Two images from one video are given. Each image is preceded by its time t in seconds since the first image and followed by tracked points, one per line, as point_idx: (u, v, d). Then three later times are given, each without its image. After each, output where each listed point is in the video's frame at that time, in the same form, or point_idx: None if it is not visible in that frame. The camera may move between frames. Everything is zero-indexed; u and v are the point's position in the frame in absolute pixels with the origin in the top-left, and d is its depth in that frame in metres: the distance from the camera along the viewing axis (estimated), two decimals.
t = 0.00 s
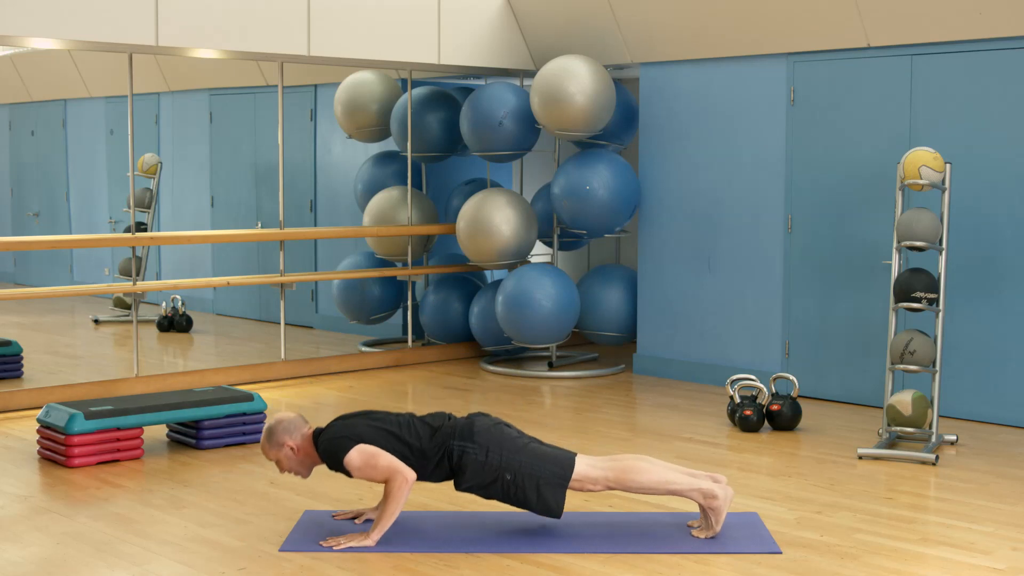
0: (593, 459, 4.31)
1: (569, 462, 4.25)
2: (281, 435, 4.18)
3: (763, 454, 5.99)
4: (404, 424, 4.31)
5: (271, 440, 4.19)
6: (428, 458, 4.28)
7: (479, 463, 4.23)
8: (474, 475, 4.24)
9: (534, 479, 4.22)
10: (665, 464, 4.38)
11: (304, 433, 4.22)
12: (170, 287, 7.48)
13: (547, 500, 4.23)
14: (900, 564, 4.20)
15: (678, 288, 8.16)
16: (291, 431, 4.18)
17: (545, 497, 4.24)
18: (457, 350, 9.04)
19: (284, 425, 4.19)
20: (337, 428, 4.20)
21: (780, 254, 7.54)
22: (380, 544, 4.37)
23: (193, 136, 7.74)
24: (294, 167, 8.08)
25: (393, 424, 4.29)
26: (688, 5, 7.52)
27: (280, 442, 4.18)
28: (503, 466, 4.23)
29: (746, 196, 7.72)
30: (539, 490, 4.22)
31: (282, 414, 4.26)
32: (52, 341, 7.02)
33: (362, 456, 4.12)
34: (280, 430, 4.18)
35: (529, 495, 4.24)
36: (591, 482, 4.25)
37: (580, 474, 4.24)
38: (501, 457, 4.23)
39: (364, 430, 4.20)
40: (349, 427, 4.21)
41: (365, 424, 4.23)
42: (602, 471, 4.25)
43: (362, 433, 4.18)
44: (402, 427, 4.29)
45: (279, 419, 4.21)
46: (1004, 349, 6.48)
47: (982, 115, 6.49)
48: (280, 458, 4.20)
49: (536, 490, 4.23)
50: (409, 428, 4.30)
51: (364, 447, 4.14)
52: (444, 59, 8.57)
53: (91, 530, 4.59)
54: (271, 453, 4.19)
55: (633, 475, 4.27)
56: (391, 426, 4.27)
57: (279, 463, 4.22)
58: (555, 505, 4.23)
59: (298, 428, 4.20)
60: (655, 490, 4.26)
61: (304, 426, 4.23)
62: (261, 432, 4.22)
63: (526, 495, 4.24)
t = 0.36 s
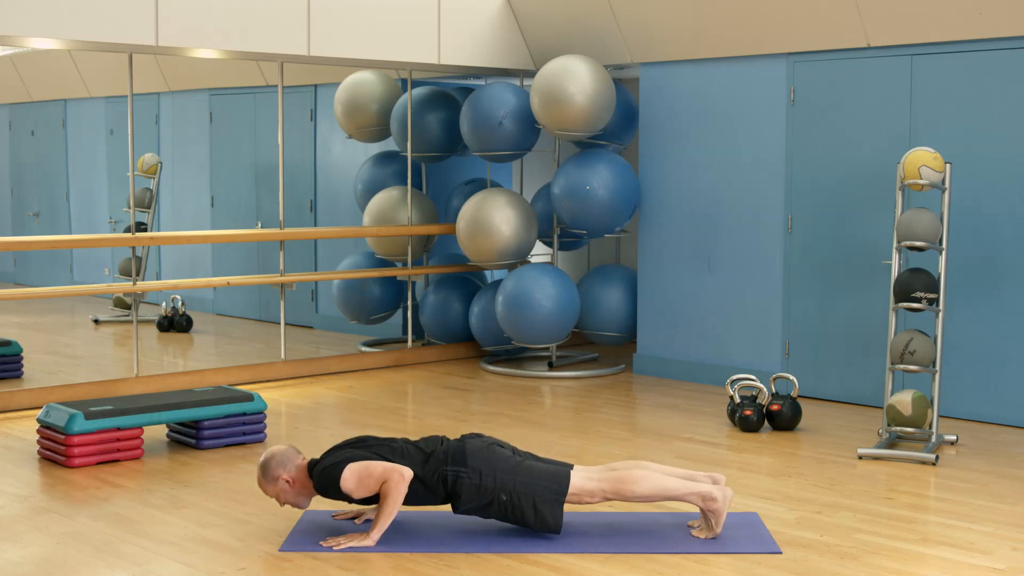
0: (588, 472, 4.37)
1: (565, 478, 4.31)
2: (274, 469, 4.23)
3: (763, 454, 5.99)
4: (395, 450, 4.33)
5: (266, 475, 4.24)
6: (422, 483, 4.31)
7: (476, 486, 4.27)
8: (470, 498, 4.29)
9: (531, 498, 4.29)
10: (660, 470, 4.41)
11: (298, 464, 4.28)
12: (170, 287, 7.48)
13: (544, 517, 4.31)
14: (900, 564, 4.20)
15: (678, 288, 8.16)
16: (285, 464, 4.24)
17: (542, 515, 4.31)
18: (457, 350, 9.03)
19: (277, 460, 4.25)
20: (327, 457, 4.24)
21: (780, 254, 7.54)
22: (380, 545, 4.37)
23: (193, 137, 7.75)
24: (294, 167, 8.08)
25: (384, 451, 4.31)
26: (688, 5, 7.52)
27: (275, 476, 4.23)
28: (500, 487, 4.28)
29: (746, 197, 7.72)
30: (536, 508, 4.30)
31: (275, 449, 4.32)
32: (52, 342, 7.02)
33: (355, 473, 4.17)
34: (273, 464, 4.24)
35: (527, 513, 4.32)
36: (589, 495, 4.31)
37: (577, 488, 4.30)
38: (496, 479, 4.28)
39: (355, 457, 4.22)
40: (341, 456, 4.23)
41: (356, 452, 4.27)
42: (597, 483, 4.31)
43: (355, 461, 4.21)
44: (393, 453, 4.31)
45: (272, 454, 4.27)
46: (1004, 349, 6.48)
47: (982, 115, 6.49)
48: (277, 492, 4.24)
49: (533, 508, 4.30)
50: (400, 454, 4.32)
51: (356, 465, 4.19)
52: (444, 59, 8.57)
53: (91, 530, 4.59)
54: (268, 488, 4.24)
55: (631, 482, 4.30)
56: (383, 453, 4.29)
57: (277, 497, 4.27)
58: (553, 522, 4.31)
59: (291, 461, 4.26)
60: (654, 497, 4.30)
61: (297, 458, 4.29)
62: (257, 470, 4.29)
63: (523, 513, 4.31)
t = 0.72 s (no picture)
0: (588, 475, 4.37)
1: (562, 480, 4.30)
2: (274, 482, 4.27)
3: (763, 454, 5.99)
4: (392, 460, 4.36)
5: (266, 488, 4.27)
6: (421, 494, 4.33)
7: (473, 493, 4.28)
8: (469, 504, 4.29)
9: (529, 501, 4.29)
10: (659, 471, 4.42)
11: (297, 476, 4.31)
12: (170, 287, 7.48)
13: (544, 522, 4.30)
14: (900, 564, 4.20)
15: (678, 288, 8.16)
16: (283, 477, 4.28)
17: (542, 519, 4.30)
18: (457, 350, 9.04)
19: (275, 474, 4.28)
20: (326, 470, 4.31)
21: (780, 254, 7.54)
22: (380, 544, 4.37)
23: (194, 137, 7.75)
24: (294, 167, 8.08)
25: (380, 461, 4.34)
26: (688, 5, 7.52)
27: (275, 490, 4.26)
28: (497, 492, 4.28)
29: (746, 196, 7.72)
30: (535, 513, 4.29)
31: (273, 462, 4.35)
32: (52, 342, 7.02)
33: (353, 480, 4.22)
34: (273, 476, 4.27)
35: (527, 518, 4.31)
36: (590, 497, 4.31)
37: (576, 491, 4.30)
38: (493, 485, 4.28)
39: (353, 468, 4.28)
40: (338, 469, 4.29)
41: (353, 464, 4.32)
42: (598, 485, 4.31)
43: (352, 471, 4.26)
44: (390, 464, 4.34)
45: (270, 468, 4.31)
46: (1004, 349, 6.48)
47: (982, 116, 6.49)
48: (278, 505, 4.27)
49: (532, 512, 4.30)
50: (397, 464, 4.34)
51: (354, 472, 4.25)
52: (444, 59, 8.57)
53: (91, 530, 4.59)
54: (268, 502, 4.27)
55: (631, 483, 4.30)
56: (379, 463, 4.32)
57: (278, 510, 4.29)
58: (553, 525, 4.29)
59: (289, 474, 4.29)
60: (655, 499, 4.30)
61: (295, 471, 4.33)
62: (256, 486, 4.31)
63: (523, 518, 4.31)
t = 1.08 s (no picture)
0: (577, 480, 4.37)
1: (551, 490, 4.31)
2: (265, 470, 4.30)
3: (763, 454, 5.99)
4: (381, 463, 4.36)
5: (256, 475, 4.30)
6: (410, 507, 4.32)
7: (462, 505, 4.31)
8: (457, 515, 4.32)
9: (519, 512, 4.32)
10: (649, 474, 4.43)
11: (290, 471, 4.33)
12: (170, 287, 7.48)
13: (533, 530, 4.35)
14: (900, 564, 4.20)
15: (678, 288, 8.16)
16: (277, 471, 4.30)
17: (532, 527, 4.35)
18: (457, 350, 9.04)
19: (269, 465, 4.31)
20: (320, 469, 4.32)
21: (780, 253, 7.54)
22: (380, 545, 4.37)
23: (194, 137, 7.75)
24: (294, 167, 8.08)
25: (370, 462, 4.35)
26: (688, 6, 7.52)
27: (265, 480, 4.29)
28: (487, 504, 4.30)
29: (747, 196, 7.72)
30: (526, 520, 4.33)
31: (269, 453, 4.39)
32: (52, 342, 7.02)
33: (344, 478, 4.22)
34: (265, 465, 4.30)
35: (515, 526, 4.35)
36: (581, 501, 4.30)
37: (566, 501, 4.31)
38: (483, 495, 4.30)
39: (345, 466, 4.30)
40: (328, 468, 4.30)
41: (344, 464, 4.33)
42: (588, 489, 4.30)
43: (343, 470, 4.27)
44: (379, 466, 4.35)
45: (265, 457, 4.34)
46: (1004, 349, 6.48)
47: (982, 116, 6.49)
48: (265, 495, 4.30)
49: (522, 521, 4.34)
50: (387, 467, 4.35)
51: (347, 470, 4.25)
52: (444, 59, 8.57)
53: (91, 530, 4.59)
54: (257, 491, 4.30)
55: (622, 485, 4.31)
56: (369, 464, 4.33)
57: (264, 500, 4.32)
58: (541, 534, 4.36)
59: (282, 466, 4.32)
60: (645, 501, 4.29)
61: (289, 466, 4.35)
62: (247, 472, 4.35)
63: (512, 526, 4.35)
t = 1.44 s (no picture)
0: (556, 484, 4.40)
1: (531, 492, 4.33)
2: (269, 412, 4.23)
3: (763, 454, 5.99)
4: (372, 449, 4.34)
5: (259, 411, 4.23)
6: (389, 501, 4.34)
7: (442, 504, 4.32)
8: (436, 514, 4.33)
9: (498, 513, 4.32)
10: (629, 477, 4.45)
11: (290, 427, 4.28)
12: (170, 287, 7.48)
13: (511, 533, 4.35)
14: (900, 564, 4.20)
15: (678, 288, 8.16)
16: (278, 419, 4.24)
17: (510, 530, 4.34)
18: (457, 350, 9.04)
19: (276, 408, 4.24)
20: (314, 434, 4.28)
21: (781, 253, 7.54)
22: (380, 544, 4.37)
23: (194, 137, 7.75)
24: (294, 167, 8.08)
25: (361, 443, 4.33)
26: (688, 6, 7.52)
27: (264, 422, 4.23)
28: (466, 503, 4.31)
29: (747, 196, 7.72)
30: (505, 522, 4.33)
31: (284, 395, 4.30)
32: (52, 342, 7.01)
33: (335, 459, 4.17)
34: (273, 410, 4.23)
35: (493, 529, 4.35)
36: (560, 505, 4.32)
37: (545, 502, 4.32)
38: (463, 495, 4.31)
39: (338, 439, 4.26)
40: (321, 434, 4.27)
41: (338, 438, 4.28)
42: (567, 494, 4.33)
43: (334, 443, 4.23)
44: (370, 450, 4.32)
45: (278, 400, 4.26)
46: (1004, 349, 6.48)
47: (982, 116, 6.49)
48: (254, 433, 4.25)
49: (500, 523, 4.33)
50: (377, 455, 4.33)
51: (340, 446, 4.21)
52: (444, 59, 8.57)
53: (91, 530, 4.59)
54: (250, 425, 4.25)
55: (599, 486, 4.32)
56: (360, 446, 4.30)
57: (250, 436, 4.28)
58: (519, 537, 4.35)
59: (286, 419, 4.26)
60: (625, 503, 4.30)
61: (292, 421, 4.29)
62: (252, 401, 4.26)
63: (490, 529, 4.34)
